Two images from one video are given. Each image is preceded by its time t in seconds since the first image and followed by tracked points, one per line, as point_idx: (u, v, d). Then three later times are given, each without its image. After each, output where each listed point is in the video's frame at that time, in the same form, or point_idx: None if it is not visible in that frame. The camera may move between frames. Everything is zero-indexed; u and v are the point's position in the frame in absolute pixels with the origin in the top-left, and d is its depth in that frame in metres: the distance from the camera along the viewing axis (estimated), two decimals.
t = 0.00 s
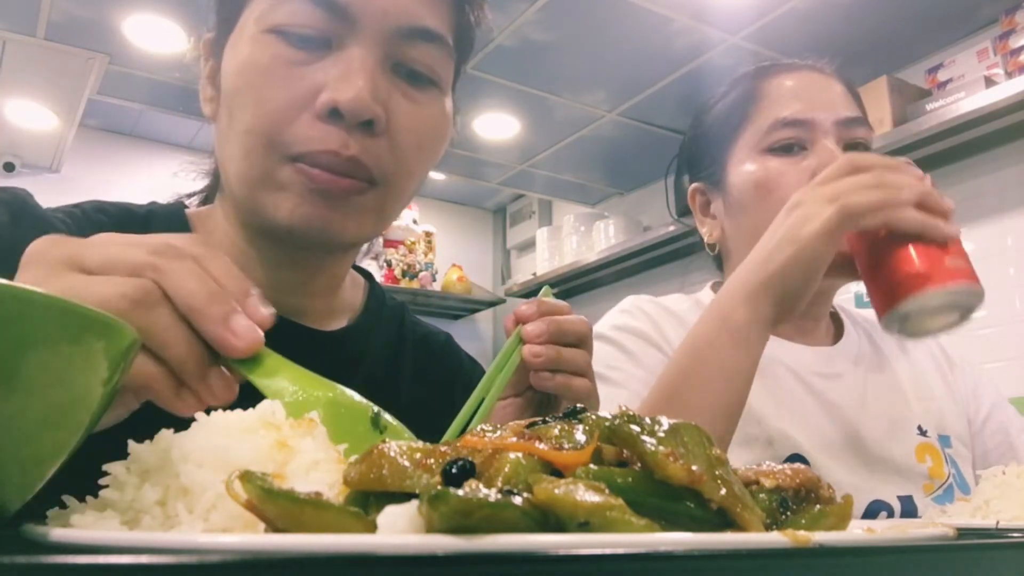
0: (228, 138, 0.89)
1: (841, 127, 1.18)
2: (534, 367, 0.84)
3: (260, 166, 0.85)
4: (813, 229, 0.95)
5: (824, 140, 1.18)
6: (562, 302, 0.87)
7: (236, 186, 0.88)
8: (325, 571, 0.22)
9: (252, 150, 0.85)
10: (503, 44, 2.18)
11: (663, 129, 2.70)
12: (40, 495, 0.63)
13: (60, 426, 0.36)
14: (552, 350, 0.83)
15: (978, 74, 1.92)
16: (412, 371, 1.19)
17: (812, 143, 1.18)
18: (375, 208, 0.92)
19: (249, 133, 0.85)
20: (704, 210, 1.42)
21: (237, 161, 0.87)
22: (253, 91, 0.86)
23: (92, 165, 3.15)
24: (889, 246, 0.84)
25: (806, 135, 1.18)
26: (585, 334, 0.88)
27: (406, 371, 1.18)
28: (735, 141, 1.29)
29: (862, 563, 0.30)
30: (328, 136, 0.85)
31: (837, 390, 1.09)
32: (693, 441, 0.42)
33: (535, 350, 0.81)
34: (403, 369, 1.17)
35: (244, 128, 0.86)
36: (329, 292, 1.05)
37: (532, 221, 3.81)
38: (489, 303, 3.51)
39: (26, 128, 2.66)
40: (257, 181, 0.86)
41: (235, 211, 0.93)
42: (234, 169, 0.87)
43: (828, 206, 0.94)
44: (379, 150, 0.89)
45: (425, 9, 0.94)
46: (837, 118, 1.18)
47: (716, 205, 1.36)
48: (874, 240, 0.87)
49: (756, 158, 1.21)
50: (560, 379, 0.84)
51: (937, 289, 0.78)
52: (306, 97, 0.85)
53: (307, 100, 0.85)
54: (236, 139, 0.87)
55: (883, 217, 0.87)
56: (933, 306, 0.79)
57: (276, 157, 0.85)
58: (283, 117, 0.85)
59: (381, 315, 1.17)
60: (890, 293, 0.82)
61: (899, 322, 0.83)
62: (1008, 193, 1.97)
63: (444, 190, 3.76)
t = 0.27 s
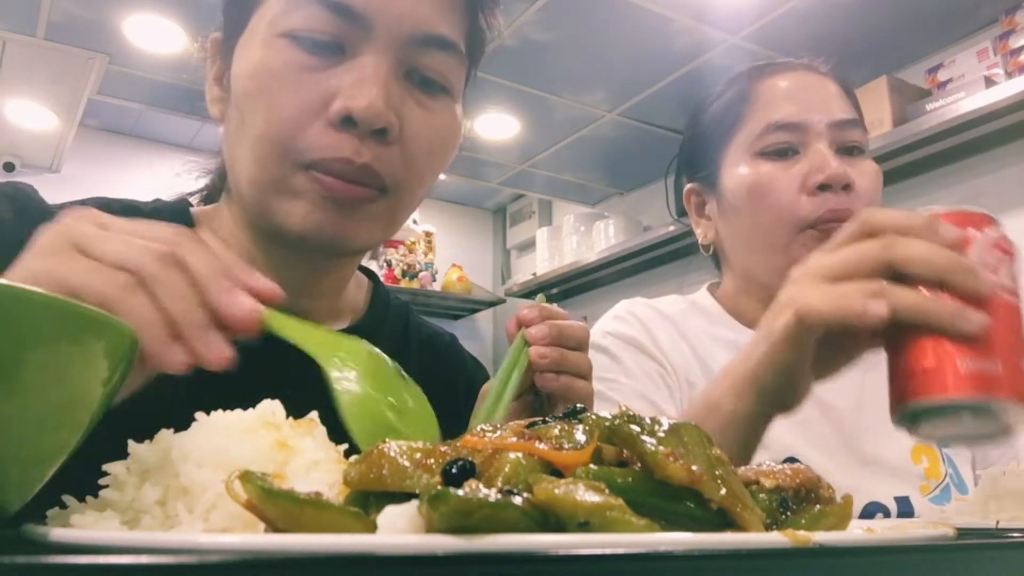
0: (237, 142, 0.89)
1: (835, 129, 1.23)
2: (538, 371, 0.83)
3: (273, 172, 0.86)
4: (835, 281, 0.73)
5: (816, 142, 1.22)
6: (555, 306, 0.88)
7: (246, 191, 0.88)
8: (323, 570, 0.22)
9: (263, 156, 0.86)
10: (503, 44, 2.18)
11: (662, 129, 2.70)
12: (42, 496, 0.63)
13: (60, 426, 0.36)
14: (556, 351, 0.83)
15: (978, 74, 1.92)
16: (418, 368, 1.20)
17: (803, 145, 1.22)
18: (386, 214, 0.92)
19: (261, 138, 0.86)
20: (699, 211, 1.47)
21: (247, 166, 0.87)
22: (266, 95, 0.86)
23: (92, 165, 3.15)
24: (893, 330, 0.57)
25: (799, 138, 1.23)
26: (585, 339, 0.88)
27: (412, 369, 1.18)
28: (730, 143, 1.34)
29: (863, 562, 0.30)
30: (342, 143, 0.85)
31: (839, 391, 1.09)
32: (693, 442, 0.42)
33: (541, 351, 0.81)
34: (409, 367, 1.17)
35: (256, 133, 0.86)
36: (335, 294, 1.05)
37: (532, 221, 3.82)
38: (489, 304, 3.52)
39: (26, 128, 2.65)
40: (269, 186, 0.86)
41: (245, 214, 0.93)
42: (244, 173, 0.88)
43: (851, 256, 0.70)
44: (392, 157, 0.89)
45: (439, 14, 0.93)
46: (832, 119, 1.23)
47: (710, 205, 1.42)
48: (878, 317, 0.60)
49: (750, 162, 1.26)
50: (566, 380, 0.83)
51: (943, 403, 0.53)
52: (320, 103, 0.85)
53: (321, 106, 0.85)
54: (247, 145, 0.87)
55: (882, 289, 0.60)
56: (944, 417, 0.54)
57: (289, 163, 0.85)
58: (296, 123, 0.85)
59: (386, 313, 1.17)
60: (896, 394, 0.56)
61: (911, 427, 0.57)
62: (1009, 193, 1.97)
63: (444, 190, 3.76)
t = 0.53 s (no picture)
0: (233, 141, 0.89)
1: (841, 120, 1.31)
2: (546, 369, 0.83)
3: (271, 171, 0.86)
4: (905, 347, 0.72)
5: (823, 135, 1.29)
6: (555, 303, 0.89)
7: (243, 191, 0.89)
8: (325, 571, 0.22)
9: (261, 155, 0.86)
10: (503, 44, 2.18)
11: (662, 129, 2.70)
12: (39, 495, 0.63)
13: (62, 426, 0.36)
14: (564, 350, 0.83)
15: (978, 74, 1.92)
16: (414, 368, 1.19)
17: (812, 136, 1.29)
18: (383, 213, 0.92)
19: (257, 138, 0.86)
20: (698, 207, 1.51)
21: (243, 164, 0.87)
22: (263, 96, 0.86)
23: (92, 165, 3.15)
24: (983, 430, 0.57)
25: (809, 128, 1.30)
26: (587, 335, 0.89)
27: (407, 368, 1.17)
28: (737, 138, 1.39)
29: (863, 565, 0.30)
30: (339, 142, 0.85)
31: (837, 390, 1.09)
32: (694, 442, 0.42)
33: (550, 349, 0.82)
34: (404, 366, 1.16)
35: (253, 132, 0.86)
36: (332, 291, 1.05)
37: (532, 220, 3.82)
38: (489, 303, 3.51)
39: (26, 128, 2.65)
40: (265, 186, 0.87)
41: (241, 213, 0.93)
42: (242, 173, 0.88)
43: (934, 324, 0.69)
44: (390, 156, 0.89)
45: (434, 13, 0.93)
46: (836, 112, 1.31)
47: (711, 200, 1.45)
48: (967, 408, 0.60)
49: (759, 154, 1.31)
50: (573, 378, 0.83)
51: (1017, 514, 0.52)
52: (317, 103, 0.85)
53: (319, 105, 0.85)
54: (244, 143, 0.87)
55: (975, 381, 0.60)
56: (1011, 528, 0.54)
57: (287, 162, 0.86)
58: (293, 123, 0.85)
59: (379, 312, 1.17)
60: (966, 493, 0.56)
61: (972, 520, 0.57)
62: (1009, 193, 1.97)
63: (444, 190, 3.76)
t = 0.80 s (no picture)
0: (226, 138, 0.89)
1: (846, 122, 1.31)
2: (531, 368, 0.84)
3: (263, 167, 0.86)
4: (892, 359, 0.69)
5: (830, 134, 1.29)
6: (544, 299, 0.87)
7: (236, 187, 0.88)
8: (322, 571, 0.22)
9: (254, 151, 0.85)
10: (503, 44, 2.18)
11: (662, 129, 2.70)
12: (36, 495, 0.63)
13: (58, 426, 0.36)
14: (550, 350, 0.84)
15: (978, 74, 1.92)
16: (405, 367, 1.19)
17: (820, 134, 1.30)
18: (376, 207, 0.92)
19: (251, 134, 0.85)
20: (701, 202, 1.50)
21: (237, 162, 0.87)
22: (255, 92, 0.86)
23: (92, 165, 3.15)
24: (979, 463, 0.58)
25: (816, 126, 1.30)
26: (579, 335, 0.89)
27: (400, 368, 1.17)
28: (745, 134, 1.38)
29: (863, 565, 0.30)
30: (330, 135, 0.85)
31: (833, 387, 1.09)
32: (693, 441, 0.42)
33: (534, 351, 0.81)
34: (396, 366, 1.17)
35: (246, 128, 0.86)
36: (327, 287, 1.05)
37: (532, 220, 3.82)
38: (489, 303, 3.52)
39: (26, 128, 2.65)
40: (258, 182, 0.86)
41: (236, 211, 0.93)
42: (235, 169, 0.87)
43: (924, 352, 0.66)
44: (381, 150, 0.89)
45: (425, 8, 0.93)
46: (842, 111, 1.32)
47: (716, 195, 1.45)
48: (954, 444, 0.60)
49: (767, 149, 1.31)
50: (557, 379, 0.85)
51: None
52: (308, 96, 0.85)
53: (310, 98, 0.85)
54: (238, 140, 0.87)
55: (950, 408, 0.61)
56: None
57: (280, 157, 0.85)
58: (286, 118, 0.85)
59: (374, 311, 1.16)
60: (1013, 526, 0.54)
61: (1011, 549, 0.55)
62: (1009, 193, 1.96)
63: (444, 190, 3.76)
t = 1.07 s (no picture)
0: (223, 138, 0.89)
1: (830, 125, 1.32)
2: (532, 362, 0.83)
3: (259, 167, 0.86)
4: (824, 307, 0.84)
5: (816, 138, 1.29)
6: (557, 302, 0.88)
7: (232, 188, 0.88)
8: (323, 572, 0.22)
9: (251, 151, 0.85)
10: (503, 44, 2.18)
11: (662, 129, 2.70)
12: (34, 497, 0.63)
13: (60, 427, 0.36)
14: (553, 348, 0.83)
15: (978, 74, 1.92)
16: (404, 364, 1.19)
17: (807, 139, 1.29)
18: (372, 206, 0.92)
19: (248, 134, 0.86)
20: (690, 204, 1.49)
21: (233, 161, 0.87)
22: (251, 91, 0.86)
23: (92, 165, 3.15)
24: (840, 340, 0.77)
25: (803, 130, 1.29)
26: (584, 338, 0.88)
27: (398, 367, 1.17)
28: (729, 138, 1.37)
29: (864, 565, 0.30)
30: (327, 133, 0.85)
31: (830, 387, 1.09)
32: (693, 441, 0.42)
33: (538, 345, 0.81)
34: (394, 365, 1.16)
35: (243, 127, 0.86)
36: (323, 287, 1.05)
37: (532, 220, 3.82)
38: (489, 303, 3.52)
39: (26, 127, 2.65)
40: (255, 183, 0.86)
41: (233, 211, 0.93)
42: (232, 169, 0.87)
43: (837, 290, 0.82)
44: (378, 148, 0.89)
45: (420, 6, 0.93)
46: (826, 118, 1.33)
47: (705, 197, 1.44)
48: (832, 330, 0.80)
49: (755, 153, 1.29)
50: (558, 377, 0.84)
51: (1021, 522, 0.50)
52: (305, 95, 0.85)
53: (306, 98, 0.85)
54: (234, 139, 0.87)
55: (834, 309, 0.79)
56: None
57: (276, 157, 0.85)
58: (283, 117, 0.85)
59: (371, 310, 1.16)
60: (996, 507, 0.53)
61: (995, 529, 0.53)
62: (1008, 193, 1.96)
63: (444, 190, 3.76)
